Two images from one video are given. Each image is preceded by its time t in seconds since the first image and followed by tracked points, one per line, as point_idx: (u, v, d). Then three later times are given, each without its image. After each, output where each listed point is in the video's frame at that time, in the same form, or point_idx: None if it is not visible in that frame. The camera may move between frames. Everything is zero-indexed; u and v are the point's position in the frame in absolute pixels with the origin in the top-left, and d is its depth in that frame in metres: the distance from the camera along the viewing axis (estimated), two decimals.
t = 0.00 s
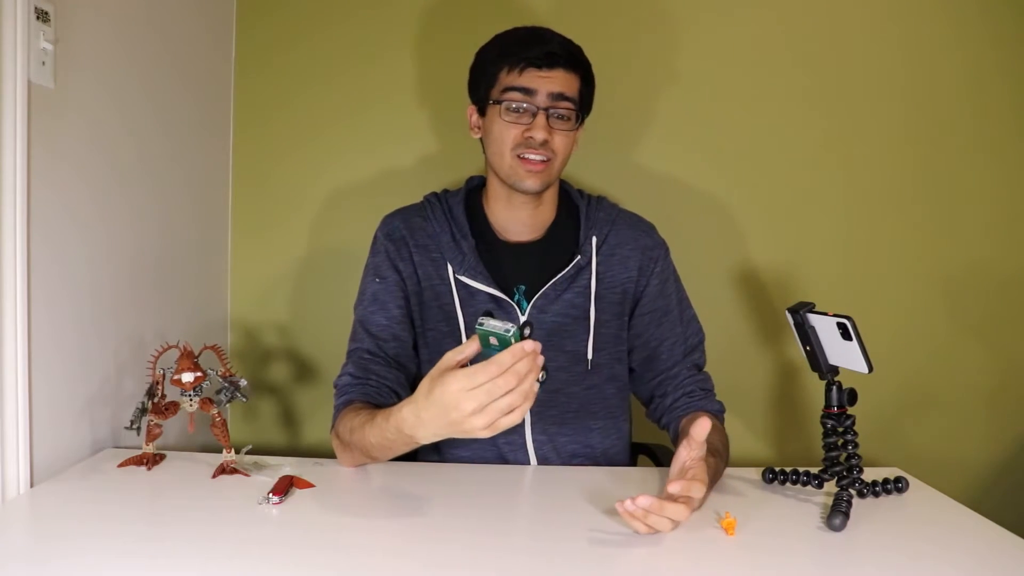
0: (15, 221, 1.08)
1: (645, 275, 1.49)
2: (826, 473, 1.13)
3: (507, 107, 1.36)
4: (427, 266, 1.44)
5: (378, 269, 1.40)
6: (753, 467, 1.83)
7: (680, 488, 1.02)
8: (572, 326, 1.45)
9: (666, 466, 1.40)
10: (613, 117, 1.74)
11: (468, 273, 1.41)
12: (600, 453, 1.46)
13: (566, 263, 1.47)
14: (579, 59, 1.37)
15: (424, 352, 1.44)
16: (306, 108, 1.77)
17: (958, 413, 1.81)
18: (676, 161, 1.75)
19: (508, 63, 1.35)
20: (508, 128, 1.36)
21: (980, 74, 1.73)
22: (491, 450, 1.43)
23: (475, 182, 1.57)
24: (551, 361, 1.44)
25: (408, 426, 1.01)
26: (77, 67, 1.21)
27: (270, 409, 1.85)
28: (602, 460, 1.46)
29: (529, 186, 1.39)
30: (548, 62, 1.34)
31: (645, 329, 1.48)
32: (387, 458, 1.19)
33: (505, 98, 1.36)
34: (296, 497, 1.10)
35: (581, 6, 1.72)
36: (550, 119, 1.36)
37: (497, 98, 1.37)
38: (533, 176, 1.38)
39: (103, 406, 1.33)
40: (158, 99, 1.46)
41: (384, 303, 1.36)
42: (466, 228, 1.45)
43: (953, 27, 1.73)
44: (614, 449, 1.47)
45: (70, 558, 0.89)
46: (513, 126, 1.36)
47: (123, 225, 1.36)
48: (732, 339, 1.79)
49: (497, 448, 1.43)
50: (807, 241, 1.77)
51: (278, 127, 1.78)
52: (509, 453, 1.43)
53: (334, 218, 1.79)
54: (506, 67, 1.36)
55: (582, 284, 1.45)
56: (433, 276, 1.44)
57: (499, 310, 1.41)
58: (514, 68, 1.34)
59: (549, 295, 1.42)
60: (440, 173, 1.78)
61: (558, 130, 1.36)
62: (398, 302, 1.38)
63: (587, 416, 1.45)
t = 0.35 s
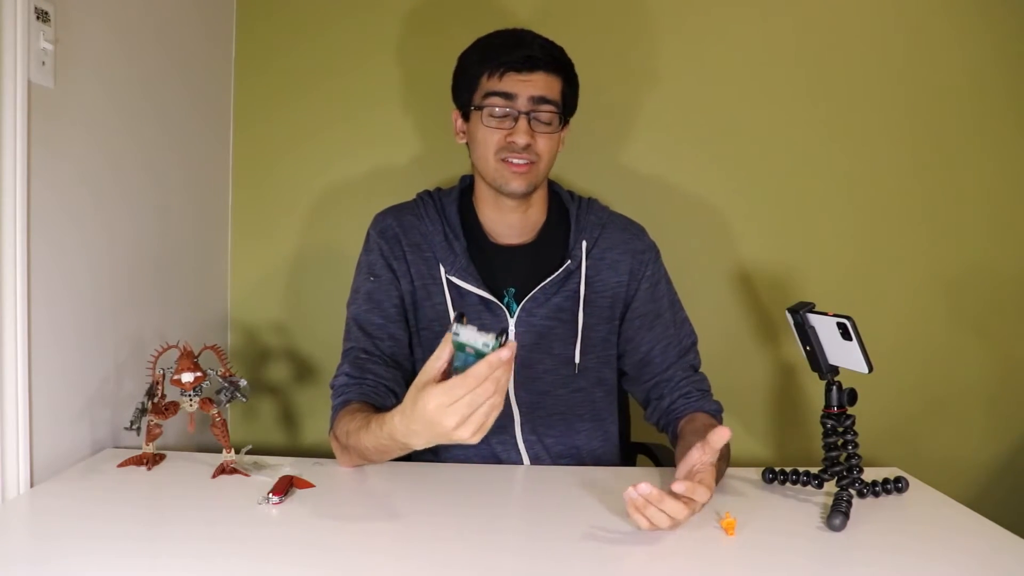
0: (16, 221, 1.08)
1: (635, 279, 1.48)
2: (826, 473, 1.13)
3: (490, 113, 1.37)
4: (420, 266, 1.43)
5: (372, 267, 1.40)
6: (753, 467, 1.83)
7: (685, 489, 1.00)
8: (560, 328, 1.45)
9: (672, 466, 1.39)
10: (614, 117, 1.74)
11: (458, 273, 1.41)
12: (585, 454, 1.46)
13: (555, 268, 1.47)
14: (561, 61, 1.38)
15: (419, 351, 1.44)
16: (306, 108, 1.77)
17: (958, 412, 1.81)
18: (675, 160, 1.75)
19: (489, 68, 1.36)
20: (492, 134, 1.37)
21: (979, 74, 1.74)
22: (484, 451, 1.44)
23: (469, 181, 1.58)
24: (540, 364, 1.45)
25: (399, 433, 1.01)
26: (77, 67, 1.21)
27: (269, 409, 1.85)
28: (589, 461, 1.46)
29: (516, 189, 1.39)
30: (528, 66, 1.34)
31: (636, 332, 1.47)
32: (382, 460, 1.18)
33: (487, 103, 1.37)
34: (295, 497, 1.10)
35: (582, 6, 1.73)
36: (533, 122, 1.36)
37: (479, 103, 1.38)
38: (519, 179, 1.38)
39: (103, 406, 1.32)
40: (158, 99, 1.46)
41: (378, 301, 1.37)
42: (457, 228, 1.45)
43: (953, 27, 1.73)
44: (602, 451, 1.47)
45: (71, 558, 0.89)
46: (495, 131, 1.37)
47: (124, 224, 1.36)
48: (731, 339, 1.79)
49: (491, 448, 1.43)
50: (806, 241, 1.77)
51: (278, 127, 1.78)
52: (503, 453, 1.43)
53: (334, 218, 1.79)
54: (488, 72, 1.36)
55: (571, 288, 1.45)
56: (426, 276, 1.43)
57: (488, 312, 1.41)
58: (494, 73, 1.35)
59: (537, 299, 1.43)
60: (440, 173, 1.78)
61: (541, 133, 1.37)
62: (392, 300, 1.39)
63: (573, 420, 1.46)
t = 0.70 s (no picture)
0: (16, 221, 1.08)
1: (636, 279, 1.48)
2: (826, 473, 1.13)
3: (495, 113, 1.36)
4: (423, 266, 1.44)
5: (375, 266, 1.40)
6: (753, 467, 1.82)
7: (700, 488, 0.96)
8: (560, 329, 1.45)
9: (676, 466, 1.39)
10: (614, 116, 1.74)
11: (461, 273, 1.42)
12: (585, 453, 1.48)
13: (557, 268, 1.47)
14: (560, 58, 1.39)
15: (422, 351, 1.43)
16: (306, 108, 1.77)
17: (958, 412, 1.81)
18: (675, 160, 1.75)
19: (492, 69, 1.35)
20: (498, 134, 1.36)
21: (979, 74, 1.73)
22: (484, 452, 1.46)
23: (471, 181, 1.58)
24: (540, 364, 1.44)
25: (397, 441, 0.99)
26: (77, 66, 1.21)
27: (269, 409, 1.85)
28: (589, 460, 1.48)
29: (523, 189, 1.39)
30: (531, 64, 1.35)
31: (638, 333, 1.46)
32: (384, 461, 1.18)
33: (492, 104, 1.36)
34: (295, 497, 1.10)
35: (581, 5, 1.73)
36: (539, 121, 1.36)
37: (484, 104, 1.37)
38: (526, 179, 1.38)
39: (103, 406, 1.32)
40: (158, 99, 1.46)
41: (382, 300, 1.37)
42: (460, 228, 1.47)
43: (954, 26, 1.73)
44: (601, 451, 1.49)
45: (70, 558, 0.89)
46: (501, 131, 1.36)
47: (123, 225, 1.36)
48: (731, 339, 1.79)
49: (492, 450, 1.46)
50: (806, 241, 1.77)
51: (278, 127, 1.78)
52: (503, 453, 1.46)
53: (334, 218, 1.79)
54: (491, 72, 1.36)
55: (573, 289, 1.45)
56: (429, 276, 1.43)
57: (489, 313, 1.43)
58: (499, 73, 1.35)
59: (540, 299, 1.43)
60: (440, 173, 1.78)
61: (546, 131, 1.37)
62: (395, 300, 1.38)
63: (572, 421, 1.47)
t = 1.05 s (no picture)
0: (16, 220, 1.08)
1: (634, 281, 1.48)
2: (826, 473, 1.13)
3: (508, 118, 1.36)
4: (420, 269, 1.44)
5: (372, 269, 1.41)
6: (753, 467, 1.82)
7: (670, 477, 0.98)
8: (557, 331, 1.45)
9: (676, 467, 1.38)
10: (614, 116, 1.74)
11: (457, 277, 1.42)
12: (584, 454, 1.48)
13: (554, 271, 1.48)
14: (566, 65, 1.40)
15: (419, 353, 1.43)
16: (306, 108, 1.77)
17: (959, 412, 1.81)
18: (675, 160, 1.75)
19: (505, 73, 1.35)
20: (510, 139, 1.36)
21: (979, 73, 1.73)
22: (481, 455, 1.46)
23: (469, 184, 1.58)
24: (537, 366, 1.45)
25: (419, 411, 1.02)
26: (77, 65, 1.21)
27: (270, 409, 1.85)
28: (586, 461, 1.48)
29: (535, 194, 1.38)
30: (543, 70, 1.35)
31: (637, 335, 1.45)
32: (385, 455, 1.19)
33: (504, 109, 1.36)
34: (295, 497, 1.10)
35: (581, 5, 1.73)
36: (550, 126, 1.37)
37: (495, 109, 1.37)
38: (537, 184, 1.38)
39: (103, 406, 1.32)
40: (158, 98, 1.46)
41: (380, 303, 1.37)
42: (456, 231, 1.46)
43: (954, 26, 1.73)
44: (599, 453, 1.48)
45: (71, 559, 0.89)
46: (513, 136, 1.36)
47: (123, 224, 1.36)
48: (731, 339, 1.79)
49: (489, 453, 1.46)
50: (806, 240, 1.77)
51: (278, 127, 1.78)
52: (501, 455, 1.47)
53: (334, 218, 1.79)
54: (504, 77, 1.36)
55: (570, 292, 1.46)
56: (426, 280, 1.44)
57: (486, 316, 1.44)
58: (512, 78, 1.35)
59: (536, 302, 1.44)
60: (440, 172, 1.78)
61: (557, 137, 1.38)
62: (393, 302, 1.38)
63: (572, 421, 1.47)
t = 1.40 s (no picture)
0: (16, 219, 1.08)
1: (636, 284, 1.48)
2: (826, 473, 1.13)
3: (506, 119, 1.36)
4: (423, 270, 1.44)
5: (376, 270, 1.40)
6: (753, 467, 1.82)
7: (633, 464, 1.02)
8: (559, 334, 1.45)
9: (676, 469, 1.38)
10: (614, 116, 1.74)
11: (460, 278, 1.43)
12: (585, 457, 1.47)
13: (555, 274, 1.48)
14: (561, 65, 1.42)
15: (421, 355, 1.43)
16: (306, 107, 1.77)
17: (958, 411, 1.81)
18: (675, 160, 1.75)
19: (501, 75, 1.36)
20: (509, 140, 1.36)
21: (979, 73, 1.74)
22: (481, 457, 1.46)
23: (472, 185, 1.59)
24: (539, 369, 1.45)
25: (443, 409, 1.04)
26: (76, 65, 1.21)
27: (270, 409, 1.85)
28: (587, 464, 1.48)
29: (535, 194, 1.37)
30: (539, 70, 1.36)
31: (638, 338, 1.45)
32: (390, 458, 1.19)
33: (502, 109, 1.36)
34: (295, 497, 1.10)
35: (581, 5, 1.73)
36: (548, 125, 1.37)
37: (493, 110, 1.37)
38: (538, 183, 1.37)
39: (103, 406, 1.32)
40: (158, 98, 1.46)
41: (384, 304, 1.37)
42: (460, 233, 1.47)
43: (953, 26, 1.73)
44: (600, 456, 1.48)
45: (71, 558, 0.89)
46: (512, 137, 1.36)
47: (123, 225, 1.36)
48: (731, 339, 1.79)
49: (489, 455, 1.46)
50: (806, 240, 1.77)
51: (278, 127, 1.78)
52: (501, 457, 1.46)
53: (334, 218, 1.79)
54: (499, 79, 1.37)
55: (571, 295, 1.46)
56: (429, 281, 1.44)
57: (488, 318, 1.44)
58: (508, 79, 1.36)
59: (538, 305, 1.44)
60: (439, 172, 1.78)
61: (555, 135, 1.37)
62: (397, 303, 1.38)
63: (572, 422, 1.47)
